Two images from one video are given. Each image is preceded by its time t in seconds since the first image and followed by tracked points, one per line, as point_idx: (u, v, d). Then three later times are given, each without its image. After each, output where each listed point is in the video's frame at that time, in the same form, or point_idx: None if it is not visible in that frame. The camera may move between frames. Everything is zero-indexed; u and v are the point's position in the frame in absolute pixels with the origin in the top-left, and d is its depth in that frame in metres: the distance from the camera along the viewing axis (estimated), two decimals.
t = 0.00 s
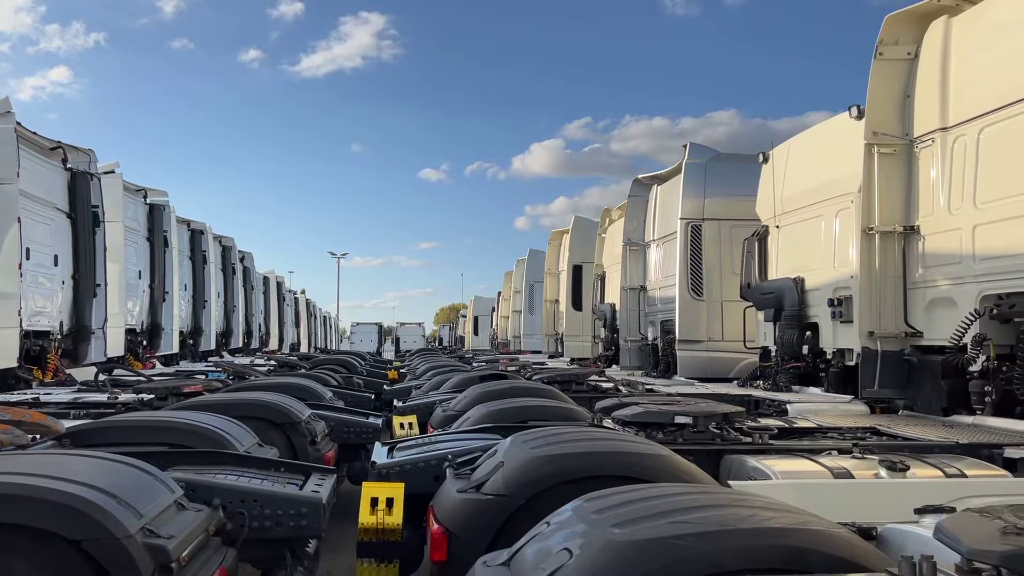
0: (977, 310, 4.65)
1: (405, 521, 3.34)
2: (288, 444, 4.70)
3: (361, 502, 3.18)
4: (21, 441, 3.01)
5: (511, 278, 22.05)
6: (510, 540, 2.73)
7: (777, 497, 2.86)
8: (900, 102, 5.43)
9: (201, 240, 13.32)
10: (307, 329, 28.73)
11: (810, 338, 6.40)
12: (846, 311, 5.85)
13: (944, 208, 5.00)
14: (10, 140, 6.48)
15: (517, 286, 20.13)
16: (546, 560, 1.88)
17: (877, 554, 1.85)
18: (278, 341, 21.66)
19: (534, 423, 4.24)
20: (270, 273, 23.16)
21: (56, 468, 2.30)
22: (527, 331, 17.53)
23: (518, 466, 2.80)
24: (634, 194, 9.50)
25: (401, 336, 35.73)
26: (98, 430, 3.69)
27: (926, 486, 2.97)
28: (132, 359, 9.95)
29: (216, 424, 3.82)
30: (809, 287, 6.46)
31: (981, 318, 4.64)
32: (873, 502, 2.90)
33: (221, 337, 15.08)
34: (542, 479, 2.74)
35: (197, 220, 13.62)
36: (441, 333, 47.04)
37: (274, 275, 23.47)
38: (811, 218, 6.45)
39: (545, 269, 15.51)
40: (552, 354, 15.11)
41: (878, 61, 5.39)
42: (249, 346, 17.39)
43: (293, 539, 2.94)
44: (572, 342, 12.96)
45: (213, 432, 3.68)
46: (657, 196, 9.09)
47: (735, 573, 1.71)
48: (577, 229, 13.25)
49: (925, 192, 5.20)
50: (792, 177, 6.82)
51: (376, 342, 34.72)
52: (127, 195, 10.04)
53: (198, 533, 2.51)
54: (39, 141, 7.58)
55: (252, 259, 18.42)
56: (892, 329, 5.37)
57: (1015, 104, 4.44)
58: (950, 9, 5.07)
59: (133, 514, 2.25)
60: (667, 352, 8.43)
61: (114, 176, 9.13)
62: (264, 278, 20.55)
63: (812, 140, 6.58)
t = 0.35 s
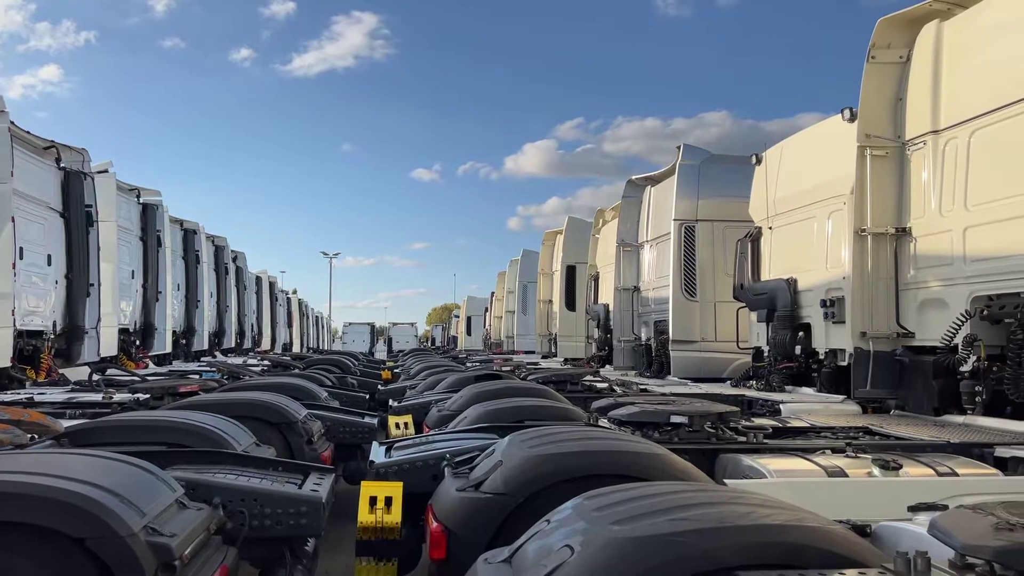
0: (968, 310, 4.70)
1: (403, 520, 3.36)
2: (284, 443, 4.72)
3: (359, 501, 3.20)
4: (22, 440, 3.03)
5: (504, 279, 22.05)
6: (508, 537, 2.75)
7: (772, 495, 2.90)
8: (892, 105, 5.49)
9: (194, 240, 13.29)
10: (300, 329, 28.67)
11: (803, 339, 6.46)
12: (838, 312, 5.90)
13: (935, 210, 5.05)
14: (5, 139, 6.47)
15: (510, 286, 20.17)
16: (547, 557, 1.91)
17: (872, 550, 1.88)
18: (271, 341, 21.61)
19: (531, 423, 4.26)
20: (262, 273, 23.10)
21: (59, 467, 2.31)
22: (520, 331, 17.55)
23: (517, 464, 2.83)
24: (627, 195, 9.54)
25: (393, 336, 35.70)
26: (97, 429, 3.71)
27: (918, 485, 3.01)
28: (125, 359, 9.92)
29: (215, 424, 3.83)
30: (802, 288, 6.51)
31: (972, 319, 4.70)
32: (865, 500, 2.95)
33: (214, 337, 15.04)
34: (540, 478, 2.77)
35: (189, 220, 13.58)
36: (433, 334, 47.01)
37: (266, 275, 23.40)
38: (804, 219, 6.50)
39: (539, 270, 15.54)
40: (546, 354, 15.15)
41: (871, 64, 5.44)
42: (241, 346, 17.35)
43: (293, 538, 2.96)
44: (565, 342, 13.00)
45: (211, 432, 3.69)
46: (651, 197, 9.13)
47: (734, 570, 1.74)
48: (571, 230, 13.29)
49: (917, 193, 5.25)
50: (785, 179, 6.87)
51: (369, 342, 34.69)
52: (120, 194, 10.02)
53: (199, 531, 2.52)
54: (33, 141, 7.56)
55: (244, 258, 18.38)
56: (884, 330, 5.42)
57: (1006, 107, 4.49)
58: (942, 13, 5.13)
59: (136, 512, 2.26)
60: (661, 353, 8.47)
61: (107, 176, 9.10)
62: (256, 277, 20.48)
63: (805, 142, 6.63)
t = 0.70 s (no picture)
0: (960, 310, 4.77)
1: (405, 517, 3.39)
2: (284, 442, 4.73)
3: (363, 498, 3.22)
4: (26, 438, 3.05)
5: (498, 279, 22.07)
6: (511, 533, 2.79)
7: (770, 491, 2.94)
8: (885, 108, 5.56)
9: (187, 240, 13.27)
10: (292, 330, 28.61)
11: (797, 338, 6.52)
12: (831, 312, 5.96)
13: (928, 212, 5.12)
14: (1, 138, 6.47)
15: (504, 287, 20.21)
16: (553, 551, 1.94)
17: (870, 543, 1.93)
18: (264, 342, 21.56)
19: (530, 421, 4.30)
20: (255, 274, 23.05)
21: (69, 464, 2.34)
22: (514, 332, 17.58)
23: (519, 461, 2.86)
24: (622, 196, 9.59)
25: (386, 336, 35.66)
26: (99, 427, 3.72)
27: (913, 481, 3.06)
28: (119, 360, 9.89)
29: (216, 423, 3.85)
30: (796, 289, 6.57)
31: (964, 319, 4.76)
32: (862, 496, 3.00)
33: (207, 337, 15.01)
34: (542, 475, 2.81)
35: (183, 220, 13.56)
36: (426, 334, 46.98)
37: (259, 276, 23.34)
38: (798, 220, 6.56)
39: (533, 270, 15.58)
40: (540, 355, 15.19)
41: (864, 67, 5.51)
42: (234, 347, 17.31)
43: (297, 535, 2.99)
44: (559, 342, 13.04)
45: (213, 430, 3.71)
46: (645, 198, 9.19)
47: (738, 562, 1.79)
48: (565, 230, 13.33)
49: (909, 195, 5.32)
50: (779, 180, 6.93)
51: (361, 342, 34.66)
52: (115, 194, 10.00)
53: (207, 527, 2.55)
54: (28, 141, 7.55)
55: (237, 258, 18.34)
56: (878, 329, 5.49)
57: (998, 111, 4.56)
58: (934, 17, 5.19)
59: (145, 508, 2.29)
60: (655, 352, 8.53)
61: (101, 176, 9.08)
62: (249, 277, 20.42)
63: (799, 144, 6.70)
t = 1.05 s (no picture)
0: (947, 311, 4.85)
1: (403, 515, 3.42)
2: (279, 441, 4.76)
3: (361, 496, 3.25)
4: (25, 437, 3.07)
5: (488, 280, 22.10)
6: (510, 531, 2.83)
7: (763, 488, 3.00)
8: (874, 112, 5.64)
9: (177, 240, 13.22)
10: (281, 330, 28.51)
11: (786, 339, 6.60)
12: (820, 312, 6.04)
13: (915, 214, 5.21)
14: None
15: (494, 287, 20.24)
16: (555, 545, 1.99)
17: (863, 537, 1.98)
18: (252, 341, 21.49)
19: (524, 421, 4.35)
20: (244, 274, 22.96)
21: (73, 463, 2.36)
22: (504, 332, 17.62)
23: (517, 460, 2.91)
24: (612, 197, 9.66)
25: (374, 336, 35.61)
26: (97, 427, 3.74)
27: (901, 478, 3.13)
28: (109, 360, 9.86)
29: (213, 422, 3.87)
30: (785, 290, 6.64)
31: (950, 320, 4.84)
32: (852, 493, 3.06)
33: (196, 337, 14.95)
34: (540, 473, 2.85)
35: (173, 220, 13.50)
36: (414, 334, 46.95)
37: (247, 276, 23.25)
38: (787, 222, 6.64)
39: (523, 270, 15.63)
40: (530, 355, 15.25)
41: (852, 72, 5.59)
42: (223, 347, 17.25)
43: (297, 532, 3.02)
44: (550, 342, 13.09)
45: (211, 430, 3.73)
46: (636, 199, 9.25)
47: (735, 555, 1.84)
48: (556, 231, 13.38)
49: (897, 197, 5.41)
50: (769, 182, 7.01)
51: (350, 343, 34.60)
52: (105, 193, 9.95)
53: (209, 525, 2.58)
54: (19, 140, 7.52)
55: (226, 258, 18.28)
56: (866, 330, 5.59)
57: (984, 115, 4.65)
58: (921, 22, 5.26)
59: (150, 505, 2.32)
60: (646, 353, 8.59)
61: (92, 175, 9.04)
62: (238, 277, 20.35)
63: (788, 147, 6.78)
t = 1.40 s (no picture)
0: (922, 314, 4.94)
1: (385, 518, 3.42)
2: (260, 444, 4.74)
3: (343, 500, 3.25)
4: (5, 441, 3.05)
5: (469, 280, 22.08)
6: (493, 533, 2.85)
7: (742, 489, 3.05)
8: (851, 117, 5.73)
9: (155, 239, 13.09)
10: (260, 330, 28.30)
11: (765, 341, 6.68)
12: (798, 315, 6.12)
13: (891, 218, 5.29)
14: None
15: (475, 287, 20.24)
16: (539, 549, 2.01)
17: (840, 539, 2.03)
18: (231, 341, 21.32)
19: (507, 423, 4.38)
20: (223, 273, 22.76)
21: (55, 467, 2.35)
22: (485, 332, 17.63)
23: (500, 462, 2.93)
24: (594, 199, 9.70)
25: (355, 336, 35.45)
26: (77, 430, 3.71)
27: (877, 480, 3.19)
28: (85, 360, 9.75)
29: (195, 425, 3.85)
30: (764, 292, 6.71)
31: (925, 323, 4.94)
32: (828, 494, 3.12)
33: (174, 337, 14.80)
34: (523, 475, 2.87)
35: (151, 219, 13.36)
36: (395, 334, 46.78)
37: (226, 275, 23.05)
38: (766, 225, 6.72)
39: (505, 271, 15.64)
40: (511, 355, 15.27)
41: (831, 78, 5.67)
42: (202, 347, 17.11)
43: (280, 536, 3.01)
44: (531, 343, 13.12)
45: (193, 433, 3.72)
46: (617, 202, 9.31)
47: (716, 558, 1.87)
48: (537, 232, 13.42)
49: (874, 202, 5.49)
50: (749, 186, 7.09)
51: (330, 343, 34.42)
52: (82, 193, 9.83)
53: (192, 529, 2.57)
54: None
55: (205, 257, 18.12)
56: (843, 332, 5.66)
57: (957, 122, 4.74)
58: (898, 30, 5.35)
59: (133, 510, 2.31)
60: (626, 354, 8.65)
61: (68, 174, 8.93)
62: (217, 276, 20.18)
63: (767, 151, 6.86)
